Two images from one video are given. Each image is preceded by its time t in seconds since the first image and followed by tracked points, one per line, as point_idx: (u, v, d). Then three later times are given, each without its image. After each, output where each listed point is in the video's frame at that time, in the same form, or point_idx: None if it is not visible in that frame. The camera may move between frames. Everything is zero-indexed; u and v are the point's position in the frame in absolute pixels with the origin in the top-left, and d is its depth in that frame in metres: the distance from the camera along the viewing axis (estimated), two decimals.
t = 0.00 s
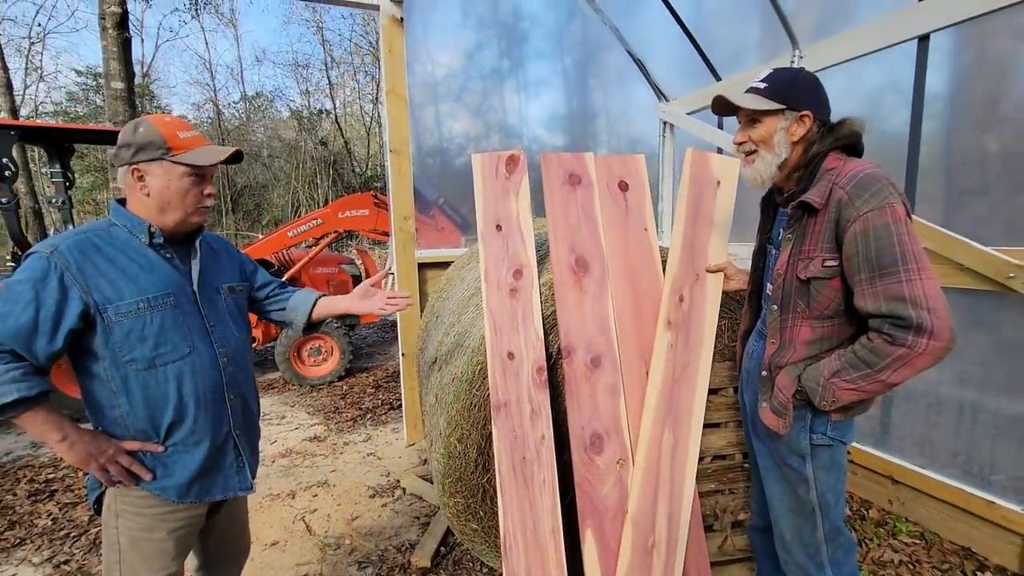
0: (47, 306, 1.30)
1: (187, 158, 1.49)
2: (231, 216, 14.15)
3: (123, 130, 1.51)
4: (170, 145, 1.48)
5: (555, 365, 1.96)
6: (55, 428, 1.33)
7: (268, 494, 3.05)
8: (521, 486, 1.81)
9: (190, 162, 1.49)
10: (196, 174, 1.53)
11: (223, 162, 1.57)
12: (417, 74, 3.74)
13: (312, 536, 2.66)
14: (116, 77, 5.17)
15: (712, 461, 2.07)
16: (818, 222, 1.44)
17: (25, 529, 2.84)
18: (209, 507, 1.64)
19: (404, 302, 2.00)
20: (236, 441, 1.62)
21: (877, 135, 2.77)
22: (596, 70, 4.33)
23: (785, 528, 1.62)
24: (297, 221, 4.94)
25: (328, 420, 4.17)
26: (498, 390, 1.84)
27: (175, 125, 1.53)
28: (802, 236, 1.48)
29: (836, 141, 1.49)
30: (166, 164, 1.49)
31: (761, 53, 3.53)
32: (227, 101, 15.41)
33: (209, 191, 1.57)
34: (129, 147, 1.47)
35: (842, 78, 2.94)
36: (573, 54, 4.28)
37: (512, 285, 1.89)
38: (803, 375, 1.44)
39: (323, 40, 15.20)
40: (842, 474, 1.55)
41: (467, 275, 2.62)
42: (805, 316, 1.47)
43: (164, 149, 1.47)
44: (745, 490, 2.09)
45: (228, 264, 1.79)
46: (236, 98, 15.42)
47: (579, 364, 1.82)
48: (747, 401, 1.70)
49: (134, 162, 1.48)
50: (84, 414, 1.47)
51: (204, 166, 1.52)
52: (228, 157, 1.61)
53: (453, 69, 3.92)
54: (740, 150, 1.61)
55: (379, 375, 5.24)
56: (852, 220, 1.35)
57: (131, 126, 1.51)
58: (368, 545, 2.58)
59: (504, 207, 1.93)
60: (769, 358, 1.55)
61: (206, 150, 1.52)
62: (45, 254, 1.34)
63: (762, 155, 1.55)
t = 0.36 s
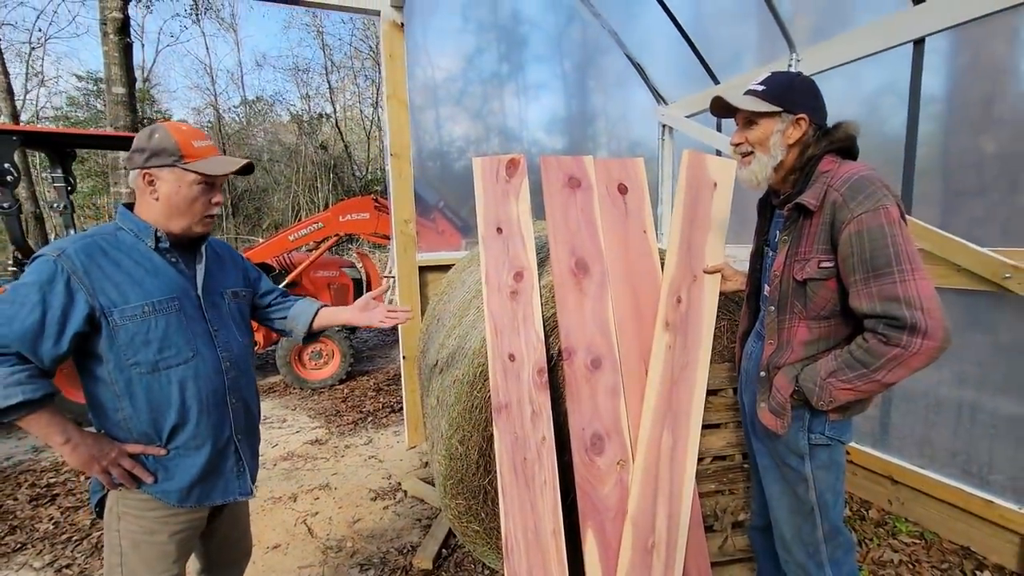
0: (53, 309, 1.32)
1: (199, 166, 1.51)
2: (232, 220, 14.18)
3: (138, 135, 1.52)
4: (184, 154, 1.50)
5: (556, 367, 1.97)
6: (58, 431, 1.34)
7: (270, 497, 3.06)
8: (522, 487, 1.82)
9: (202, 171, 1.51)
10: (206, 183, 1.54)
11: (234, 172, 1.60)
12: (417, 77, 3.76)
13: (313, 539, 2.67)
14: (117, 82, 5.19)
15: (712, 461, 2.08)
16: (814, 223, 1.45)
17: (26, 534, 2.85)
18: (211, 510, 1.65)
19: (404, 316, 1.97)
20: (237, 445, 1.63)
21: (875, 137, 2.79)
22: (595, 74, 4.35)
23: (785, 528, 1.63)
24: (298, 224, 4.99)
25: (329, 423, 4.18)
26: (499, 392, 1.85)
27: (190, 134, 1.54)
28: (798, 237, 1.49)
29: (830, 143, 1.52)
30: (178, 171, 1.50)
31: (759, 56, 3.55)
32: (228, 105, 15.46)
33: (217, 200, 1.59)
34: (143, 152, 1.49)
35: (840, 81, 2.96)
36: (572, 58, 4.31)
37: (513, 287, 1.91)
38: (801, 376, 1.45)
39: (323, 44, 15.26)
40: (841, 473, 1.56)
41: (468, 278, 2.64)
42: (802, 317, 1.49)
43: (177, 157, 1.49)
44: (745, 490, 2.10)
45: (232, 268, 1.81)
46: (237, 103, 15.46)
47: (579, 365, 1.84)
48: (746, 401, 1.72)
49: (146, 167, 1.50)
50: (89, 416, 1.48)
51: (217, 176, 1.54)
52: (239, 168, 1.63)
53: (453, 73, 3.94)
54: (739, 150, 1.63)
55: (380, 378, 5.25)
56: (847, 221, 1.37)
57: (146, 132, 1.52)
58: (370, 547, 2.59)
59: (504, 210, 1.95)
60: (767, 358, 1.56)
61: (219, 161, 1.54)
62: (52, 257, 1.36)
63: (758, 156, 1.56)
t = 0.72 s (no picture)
0: (56, 309, 1.32)
1: (204, 168, 1.52)
2: (231, 221, 14.17)
3: (144, 133, 1.53)
4: (189, 155, 1.51)
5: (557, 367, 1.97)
6: (61, 431, 1.33)
7: (270, 497, 3.06)
8: (523, 487, 1.83)
9: (206, 173, 1.52)
10: (209, 185, 1.55)
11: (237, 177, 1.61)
12: (417, 78, 3.76)
13: (314, 539, 2.67)
14: (117, 83, 5.19)
15: (712, 461, 2.09)
16: (815, 223, 1.46)
17: (26, 535, 2.84)
18: (212, 511, 1.65)
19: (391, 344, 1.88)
20: (238, 446, 1.64)
21: (874, 137, 2.80)
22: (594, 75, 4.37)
23: (786, 527, 1.64)
24: (298, 225, 4.99)
25: (329, 424, 4.18)
26: (500, 392, 1.85)
27: (197, 136, 1.56)
28: (799, 236, 1.50)
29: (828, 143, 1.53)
30: (183, 171, 1.51)
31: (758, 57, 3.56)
32: (227, 106, 15.44)
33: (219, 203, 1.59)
34: (149, 150, 1.50)
35: (840, 81, 2.97)
36: (571, 59, 4.32)
37: (514, 287, 1.91)
38: (802, 375, 1.46)
39: (322, 45, 15.28)
40: (841, 472, 1.57)
41: (468, 279, 2.64)
42: (803, 316, 1.49)
43: (182, 158, 1.50)
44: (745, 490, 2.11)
45: (235, 269, 1.82)
46: (236, 103, 15.45)
47: (580, 365, 1.84)
48: (747, 401, 1.72)
49: (150, 165, 1.50)
50: (91, 416, 1.49)
51: (221, 179, 1.55)
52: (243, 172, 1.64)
53: (453, 74, 3.94)
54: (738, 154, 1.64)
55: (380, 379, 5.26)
56: (848, 221, 1.38)
57: (153, 131, 1.53)
58: (371, 548, 2.59)
59: (505, 210, 1.95)
60: (768, 358, 1.57)
61: (224, 165, 1.55)
62: (56, 257, 1.36)
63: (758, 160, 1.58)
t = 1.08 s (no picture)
0: (62, 307, 1.32)
1: (203, 167, 1.52)
2: (231, 221, 14.17)
3: (150, 135, 1.55)
4: (188, 153, 1.51)
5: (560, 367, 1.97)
6: (61, 431, 1.33)
7: (272, 497, 3.06)
8: (525, 487, 1.83)
9: (204, 172, 1.52)
10: (210, 184, 1.54)
11: (238, 175, 1.60)
12: (418, 78, 3.77)
13: (315, 539, 2.67)
14: (117, 83, 5.20)
15: (714, 462, 2.09)
16: (822, 223, 1.46)
17: (27, 534, 2.85)
18: (211, 513, 1.64)
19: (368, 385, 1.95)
20: (237, 449, 1.64)
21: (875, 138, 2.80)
22: (594, 76, 4.38)
23: (789, 528, 1.64)
24: (299, 226, 4.98)
25: (330, 424, 4.18)
26: (502, 392, 1.85)
27: (197, 135, 1.55)
28: (805, 237, 1.51)
29: (814, 153, 1.53)
30: (182, 171, 1.51)
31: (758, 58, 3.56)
32: (227, 107, 15.45)
33: (221, 202, 1.58)
34: (152, 150, 1.51)
35: (840, 82, 2.97)
36: (571, 59, 4.33)
37: (517, 287, 1.92)
38: (808, 376, 1.46)
39: (322, 45, 15.29)
40: (846, 472, 1.57)
41: (470, 279, 2.65)
42: (810, 316, 1.50)
43: (181, 157, 1.50)
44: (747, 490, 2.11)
45: (237, 272, 1.82)
46: (236, 104, 15.45)
47: (582, 365, 1.84)
48: (751, 401, 1.73)
49: (153, 165, 1.52)
50: (91, 415, 1.48)
51: (220, 177, 1.54)
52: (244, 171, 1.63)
53: (453, 74, 3.94)
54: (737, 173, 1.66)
55: (380, 379, 5.26)
56: (855, 221, 1.39)
57: (157, 131, 1.55)
58: (372, 548, 2.59)
59: (508, 211, 1.96)
60: (773, 358, 1.58)
61: (223, 163, 1.55)
62: (64, 255, 1.36)
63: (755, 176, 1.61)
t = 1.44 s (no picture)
0: (67, 312, 1.32)
1: (188, 167, 1.51)
2: (233, 223, 14.19)
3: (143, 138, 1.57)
4: (175, 154, 1.51)
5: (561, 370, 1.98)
6: (67, 437, 1.31)
7: (274, 499, 3.06)
8: (528, 490, 1.83)
9: (189, 172, 1.51)
10: (198, 184, 1.54)
11: (226, 172, 1.58)
12: (419, 82, 3.78)
13: (318, 541, 2.67)
14: (121, 86, 5.22)
15: (717, 464, 2.09)
16: (820, 228, 1.47)
17: (30, 536, 2.85)
18: (212, 517, 1.64)
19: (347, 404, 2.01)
20: (239, 452, 1.64)
21: (875, 142, 2.81)
22: (594, 78, 4.39)
23: (791, 531, 1.65)
24: (301, 228, 4.99)
25: (332, 427, 4.18)
26: (505, 394, 1.86)
27: (185, 134, 1.55)
28: (803, 242, 1.52)
29: (811, 159, 1.54)
30: (170, 173, 1.52)
31: (758, 62, 3.58)
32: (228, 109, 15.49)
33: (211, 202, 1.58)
34: (143, 154, 1.53)
35: (840, 86, 2.99)
36: (572, 63, 4.34)
37: (519, 291, 1.92)
38: (808, 380, 1.47)
39: (324, 48, 15.33)
40: (846, 475, 1.58)
41: (472, 282, 2.65)
42: (810, 320, 1.51)
43: (168, 158, 1.50)
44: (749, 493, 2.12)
45: (236, 276, 1.84)
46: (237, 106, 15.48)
47: (585, 368, 1.85)
48: (753, 405, 1.74)
49: (145, 170, 1.54)
50: (91, 420, 1.47)
51: (206, 175, 1.53)
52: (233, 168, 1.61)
53: (455, 77, 3.95)
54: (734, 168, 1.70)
55: (382, 381, 5.27)
56: (853, 225, 1.40)
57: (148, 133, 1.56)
58: (374, 550, 2.59)
59: (511, 213, 1.96)
60: (774, 363, 1.59)
61: (209, 161, 1.53)
62: (66, 259, 1.36)
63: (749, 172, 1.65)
